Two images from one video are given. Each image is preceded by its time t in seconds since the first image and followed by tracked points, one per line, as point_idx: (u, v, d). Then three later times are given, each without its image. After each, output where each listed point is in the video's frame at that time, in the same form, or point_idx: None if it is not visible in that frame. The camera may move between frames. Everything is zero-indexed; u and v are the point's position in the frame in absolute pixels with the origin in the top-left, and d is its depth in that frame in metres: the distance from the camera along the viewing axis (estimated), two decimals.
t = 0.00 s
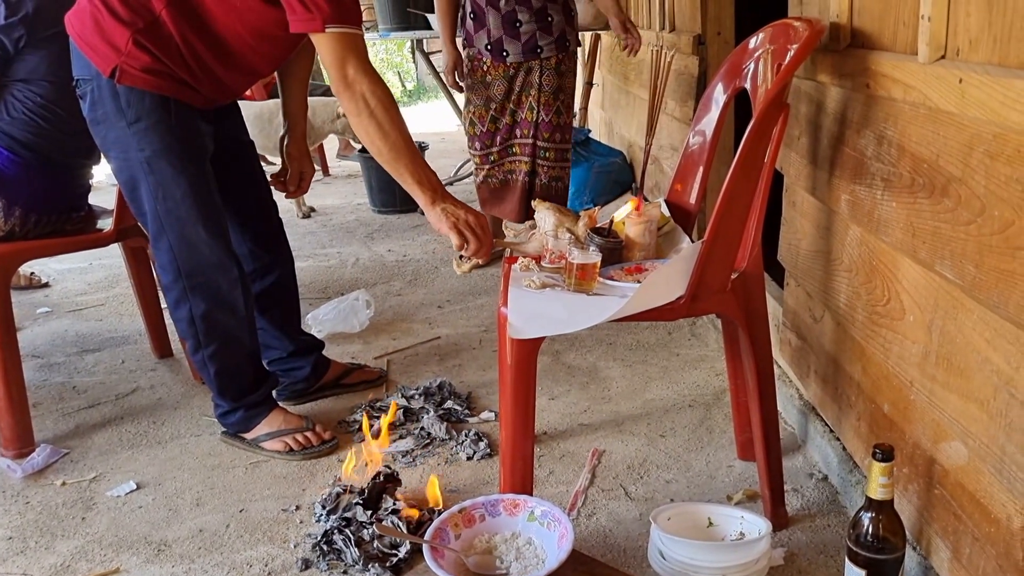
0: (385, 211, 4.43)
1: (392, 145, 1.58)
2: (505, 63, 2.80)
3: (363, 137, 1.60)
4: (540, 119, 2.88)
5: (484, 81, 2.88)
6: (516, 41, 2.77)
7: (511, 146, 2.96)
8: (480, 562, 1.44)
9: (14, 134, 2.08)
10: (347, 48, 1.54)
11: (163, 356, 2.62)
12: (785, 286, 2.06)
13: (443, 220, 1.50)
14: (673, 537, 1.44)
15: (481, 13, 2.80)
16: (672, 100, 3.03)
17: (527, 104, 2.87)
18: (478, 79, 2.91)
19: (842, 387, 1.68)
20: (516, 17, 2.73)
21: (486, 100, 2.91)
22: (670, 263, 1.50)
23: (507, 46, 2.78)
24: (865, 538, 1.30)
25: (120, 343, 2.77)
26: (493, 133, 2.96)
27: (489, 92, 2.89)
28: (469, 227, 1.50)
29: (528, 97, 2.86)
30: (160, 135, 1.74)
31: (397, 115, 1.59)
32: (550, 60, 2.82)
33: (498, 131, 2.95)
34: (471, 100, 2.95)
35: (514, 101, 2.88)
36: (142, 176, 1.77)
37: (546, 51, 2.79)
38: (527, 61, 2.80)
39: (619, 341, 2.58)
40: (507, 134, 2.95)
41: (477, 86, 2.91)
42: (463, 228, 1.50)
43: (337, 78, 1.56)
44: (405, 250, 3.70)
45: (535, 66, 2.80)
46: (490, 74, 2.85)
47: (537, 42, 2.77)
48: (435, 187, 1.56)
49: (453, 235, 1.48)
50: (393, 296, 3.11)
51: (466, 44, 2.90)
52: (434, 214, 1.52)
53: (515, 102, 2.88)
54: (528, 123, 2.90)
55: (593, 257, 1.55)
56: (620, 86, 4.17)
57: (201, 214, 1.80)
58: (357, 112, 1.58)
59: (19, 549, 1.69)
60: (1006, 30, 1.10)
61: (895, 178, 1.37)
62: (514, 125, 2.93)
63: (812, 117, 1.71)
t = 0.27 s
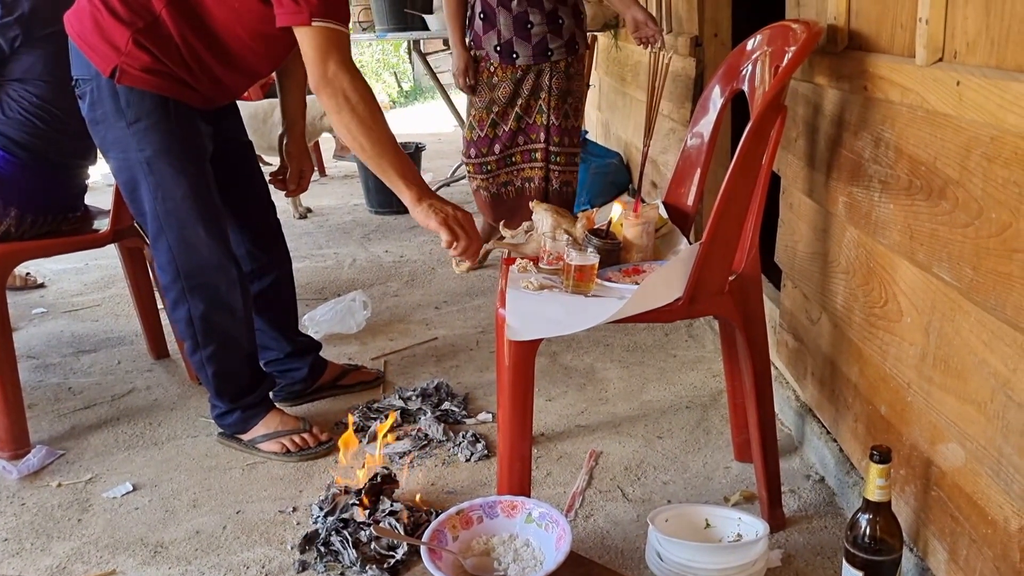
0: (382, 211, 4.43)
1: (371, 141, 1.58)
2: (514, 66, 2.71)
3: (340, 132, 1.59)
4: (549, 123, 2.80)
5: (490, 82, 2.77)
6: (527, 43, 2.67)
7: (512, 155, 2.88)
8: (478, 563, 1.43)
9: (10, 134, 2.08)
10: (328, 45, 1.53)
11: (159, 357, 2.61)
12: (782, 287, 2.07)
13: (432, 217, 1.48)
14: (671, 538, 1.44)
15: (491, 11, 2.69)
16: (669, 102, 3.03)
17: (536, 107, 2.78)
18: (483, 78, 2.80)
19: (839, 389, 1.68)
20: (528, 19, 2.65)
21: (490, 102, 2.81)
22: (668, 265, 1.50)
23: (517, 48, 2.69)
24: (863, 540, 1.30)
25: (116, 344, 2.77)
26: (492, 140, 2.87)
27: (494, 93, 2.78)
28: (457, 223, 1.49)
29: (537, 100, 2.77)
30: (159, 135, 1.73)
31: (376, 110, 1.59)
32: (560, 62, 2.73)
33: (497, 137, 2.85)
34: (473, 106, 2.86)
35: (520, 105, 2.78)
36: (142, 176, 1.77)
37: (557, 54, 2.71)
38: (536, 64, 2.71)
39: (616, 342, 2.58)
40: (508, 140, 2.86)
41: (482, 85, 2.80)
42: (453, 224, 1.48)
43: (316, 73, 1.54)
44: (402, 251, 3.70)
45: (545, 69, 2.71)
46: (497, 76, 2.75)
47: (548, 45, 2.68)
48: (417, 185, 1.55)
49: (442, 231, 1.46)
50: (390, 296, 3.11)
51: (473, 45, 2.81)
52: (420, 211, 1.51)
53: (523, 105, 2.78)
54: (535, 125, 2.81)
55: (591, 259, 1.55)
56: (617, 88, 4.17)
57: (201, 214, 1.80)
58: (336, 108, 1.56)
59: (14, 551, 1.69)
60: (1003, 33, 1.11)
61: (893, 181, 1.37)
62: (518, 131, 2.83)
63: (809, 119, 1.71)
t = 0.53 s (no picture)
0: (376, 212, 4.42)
1: (291, 129, 1.55)
2: (517, 65, 2.60)
3: (262, 115, 1.55)
4: (553, 124, 2.71)
5: (490, 82, 2.66)
6: (529, 42, 2.58)
7: (513, 159, 2.76)
8: (470, 564, 1.43)
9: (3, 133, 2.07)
10: (263, 33, 1.48)
11: (152, 357, 2.61)
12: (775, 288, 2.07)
13: (341, 224, 1.57)
14: (664, 538, 1.44)
15: (493, 8, 2.58)
16: (662, 102, 3.03)
17: (539, 108, 2.68)
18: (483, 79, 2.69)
19: (831, 389, 1.69)
20: (530, 17, 2.55)
21: (490, 103, 2.70)
22: (660, 265, 1.50)
23: (519, 46, 2.58)
24: (854, 539, 1.31)
25: (109, 344, 2.76)
26: (492, 141, 2.75)
27: (495, 93, 2.67)
28: (358, 235, 1.58)
29: (540, 100, 2.67)
30: (156, 135, 1.73)
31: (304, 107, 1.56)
32: (562, 62, 2.65)
33: (498, 138, 2.73)
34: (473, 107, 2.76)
35: (522, 105, 2.66)
36: (138, 175, 1.77)
37: (559, 54, 2.62)
38: (539, 63, 2.61)
39: (609, 342, 2.58)
40: (510, 142, 2.73)
41: (482, 85, 2.68)
42: (355, 233, 1.57)
43: (245, 57, 1.49)
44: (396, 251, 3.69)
45: (548, 70, 2.62)
46: (497, 75, 2.64)
47: (550, 44, 2.60)
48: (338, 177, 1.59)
49: (343, 240, 1.56)
50: (384, 297, 3.11)
51: (472, 45, 2.69)
52: (331, 208, 1.57)
53: (525, 105, 2.66)
54: (537, 127, 2.71)
55: (584, 259, 1.55)
56: (611, 88, 4.17)
57: (198, 213, 1.80)
58: (259, 93, 1.52)
59: (6, 551, 1.68)
60: (994, 34, 1.11)
61: (884, 181, 1.37)
62: (520, 133, 2.70)
63: (802, 120, 1.71)
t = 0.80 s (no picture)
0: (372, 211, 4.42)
1: (363, 129, 1.57)
2: (514, 63, 2.59)
3: (330, 120, 1.58)
4: (548, 125, 2.70)
5: (486, 81, 2.63)
6: (528, 40, 2.57)
7: (506, 158, 2.75)
8: (467, 564, 1.43)
9: None
10: (311, 40, 1.51)
11: (147, 357, 2.60)
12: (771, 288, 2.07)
13: (429, 205, 1.51)
14: (660, 538, 1.44)
15: (493, 7, 2.55)
16: (659, 102, 3.03)
17: (534, 108, 2.67)
18: (479, 77, 2.65)
19: (828, 389, 1.69)
20: (530, 15, 2.54)
21: (485, 101, 2.67)
22: (657, 265, 1.50)
23: (518, 45, 2.57)
24: (850, 539, 1.31)
25: (105, 344, 2.75)
26: (485, 140, 2.73)
27: (491, 92, 2.64)
28: (455, 207, 1.52)
29: (536, 100, 2.66)
30: (144, 135, 1.73)
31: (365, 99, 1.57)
32: (558, 62, 2.65)
33: (491, 137, 2.72)
34: (469, 104, 2.72)
35: (517, 104, 2.65)
36: (128, 176, 1.76)
37: (557, 54, 2.62)
38: (536, 62, 2.61)
39: (606, 342, 2.58)
40: (503, 140, 2.72)
41: (478, 83, 2.65)
42: (444, 211, 1.52)
43: (300, 69, 1.52)
44: (393, 251, 3.69)
45: (545, 69, 2.62)
46: (495, 74, 2.61)
47: (548, 44, 2.59)
48: (411, 159, 1.56)
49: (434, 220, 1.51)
50: (380, 296, 3.11)
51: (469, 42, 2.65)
52: (418, 190, 1.53)
53: (520, 104, 2.65)
54: (532, 127, 2.70)
55: (580, 259, 1.55)
56: (607, 88, 4.18)
57: (188, 213, 1.80)
58: (323, 102, 1.55)
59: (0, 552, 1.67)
60: (991, 34, 1.11)
61: (881, 181, 1.38)
62: (514, 132, 2.71)
63: (798, 120, 1.71)
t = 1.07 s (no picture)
0: (371, 210, 4.42)
1: (377, 116, 1.56)
2: (510, 63, 2.58)
3: (342, 108, 1.57)
4: (546, 124, 2.72)
5: (484, 79, 2.65)
6: (524, 39, 2.55)
7: (505, 156, 2.78)
8: (466, 563, 1.43)
9: None
10: (321, 28, 1.51)
11: (147, 356, 2.60)
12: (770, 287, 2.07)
13: (443, 188, 1.51)
14: (659, 536, 1.44)
15: (490, 7, 2.54)
16: (657, 101, 3.03)
17: (532, 107, 2.68)
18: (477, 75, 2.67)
19: (827, 387, 1.69)
20: (527, 15, 2.52)
21: (483, 100, 2.69)
22: (656, 263, 1.50)
23: (514, 44, 2.56)
24: (849, 537, 1.31)
25: (104, 344, 2.75)
26: (483, 139, 2.76)
27: (489, 91, 2.65)
28: (471, 192, 1.51)
29: (533, 99, 2.67)
30: (145, 135, 1.72)
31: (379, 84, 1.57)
32: (556, 61, 2.63)
33: (490, 136, 2.74)
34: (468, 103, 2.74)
35: (515, 104, 2.66)
36: (130, 176, 1.76)
37: (554, 54, 2.61)
38: (533, 61, 2.59)
39: (605, 341, 2.58)
40: (501, 139, 2.75)
41: (476, 82, 2.67)
42: (459, 196, 1.51)
43: (311, 56, 1.52)
44: (392, 250, 3.69)
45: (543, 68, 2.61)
46: (491, 72, 2.62)
47: (546, 43, 2.57)
48: (427, 146, 1.55)
49: (449, 208, 1.50)
50: (379, 296, 3.11)
51: (468, 40, 2.66)
52: (433, 177, 1.53)
53: (518, 103, 2.66)
54: (530, 125, 2.72)
55: (579, 258, 1.55)
56: (606, 88, 4.18)
57: (189, 213, 1.79)
58: (335, 89, 1.54)
59: None
60: (988, 32, 1.11)
61: (879, 179, 1.38)
62: (511, 131, 2.73)
63: (797, 118, 1.71)
